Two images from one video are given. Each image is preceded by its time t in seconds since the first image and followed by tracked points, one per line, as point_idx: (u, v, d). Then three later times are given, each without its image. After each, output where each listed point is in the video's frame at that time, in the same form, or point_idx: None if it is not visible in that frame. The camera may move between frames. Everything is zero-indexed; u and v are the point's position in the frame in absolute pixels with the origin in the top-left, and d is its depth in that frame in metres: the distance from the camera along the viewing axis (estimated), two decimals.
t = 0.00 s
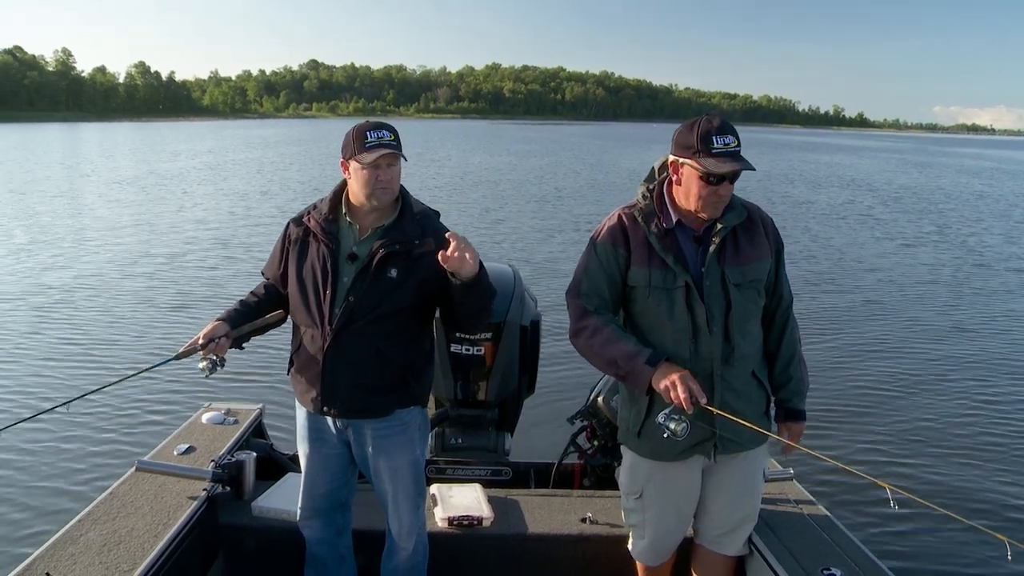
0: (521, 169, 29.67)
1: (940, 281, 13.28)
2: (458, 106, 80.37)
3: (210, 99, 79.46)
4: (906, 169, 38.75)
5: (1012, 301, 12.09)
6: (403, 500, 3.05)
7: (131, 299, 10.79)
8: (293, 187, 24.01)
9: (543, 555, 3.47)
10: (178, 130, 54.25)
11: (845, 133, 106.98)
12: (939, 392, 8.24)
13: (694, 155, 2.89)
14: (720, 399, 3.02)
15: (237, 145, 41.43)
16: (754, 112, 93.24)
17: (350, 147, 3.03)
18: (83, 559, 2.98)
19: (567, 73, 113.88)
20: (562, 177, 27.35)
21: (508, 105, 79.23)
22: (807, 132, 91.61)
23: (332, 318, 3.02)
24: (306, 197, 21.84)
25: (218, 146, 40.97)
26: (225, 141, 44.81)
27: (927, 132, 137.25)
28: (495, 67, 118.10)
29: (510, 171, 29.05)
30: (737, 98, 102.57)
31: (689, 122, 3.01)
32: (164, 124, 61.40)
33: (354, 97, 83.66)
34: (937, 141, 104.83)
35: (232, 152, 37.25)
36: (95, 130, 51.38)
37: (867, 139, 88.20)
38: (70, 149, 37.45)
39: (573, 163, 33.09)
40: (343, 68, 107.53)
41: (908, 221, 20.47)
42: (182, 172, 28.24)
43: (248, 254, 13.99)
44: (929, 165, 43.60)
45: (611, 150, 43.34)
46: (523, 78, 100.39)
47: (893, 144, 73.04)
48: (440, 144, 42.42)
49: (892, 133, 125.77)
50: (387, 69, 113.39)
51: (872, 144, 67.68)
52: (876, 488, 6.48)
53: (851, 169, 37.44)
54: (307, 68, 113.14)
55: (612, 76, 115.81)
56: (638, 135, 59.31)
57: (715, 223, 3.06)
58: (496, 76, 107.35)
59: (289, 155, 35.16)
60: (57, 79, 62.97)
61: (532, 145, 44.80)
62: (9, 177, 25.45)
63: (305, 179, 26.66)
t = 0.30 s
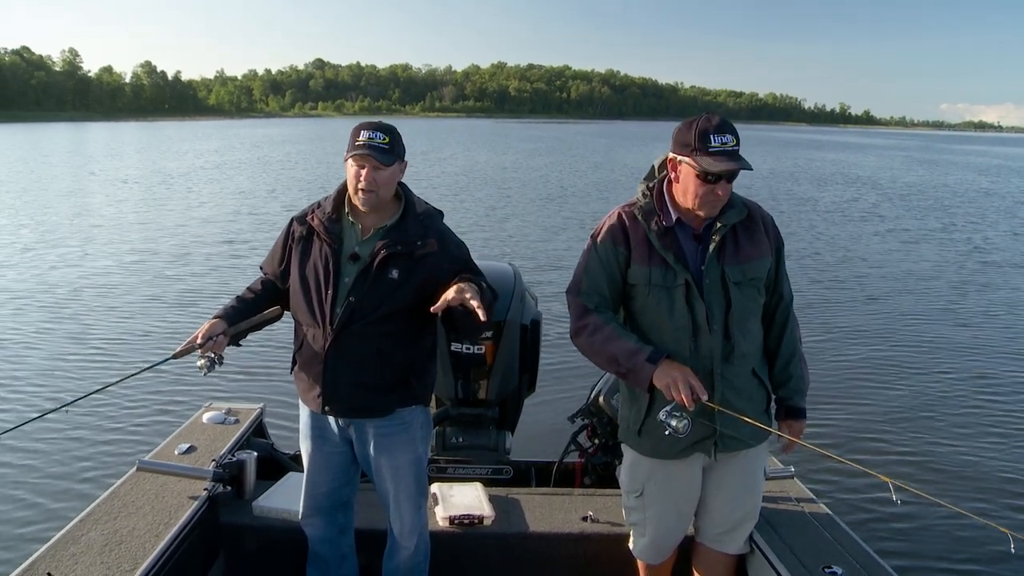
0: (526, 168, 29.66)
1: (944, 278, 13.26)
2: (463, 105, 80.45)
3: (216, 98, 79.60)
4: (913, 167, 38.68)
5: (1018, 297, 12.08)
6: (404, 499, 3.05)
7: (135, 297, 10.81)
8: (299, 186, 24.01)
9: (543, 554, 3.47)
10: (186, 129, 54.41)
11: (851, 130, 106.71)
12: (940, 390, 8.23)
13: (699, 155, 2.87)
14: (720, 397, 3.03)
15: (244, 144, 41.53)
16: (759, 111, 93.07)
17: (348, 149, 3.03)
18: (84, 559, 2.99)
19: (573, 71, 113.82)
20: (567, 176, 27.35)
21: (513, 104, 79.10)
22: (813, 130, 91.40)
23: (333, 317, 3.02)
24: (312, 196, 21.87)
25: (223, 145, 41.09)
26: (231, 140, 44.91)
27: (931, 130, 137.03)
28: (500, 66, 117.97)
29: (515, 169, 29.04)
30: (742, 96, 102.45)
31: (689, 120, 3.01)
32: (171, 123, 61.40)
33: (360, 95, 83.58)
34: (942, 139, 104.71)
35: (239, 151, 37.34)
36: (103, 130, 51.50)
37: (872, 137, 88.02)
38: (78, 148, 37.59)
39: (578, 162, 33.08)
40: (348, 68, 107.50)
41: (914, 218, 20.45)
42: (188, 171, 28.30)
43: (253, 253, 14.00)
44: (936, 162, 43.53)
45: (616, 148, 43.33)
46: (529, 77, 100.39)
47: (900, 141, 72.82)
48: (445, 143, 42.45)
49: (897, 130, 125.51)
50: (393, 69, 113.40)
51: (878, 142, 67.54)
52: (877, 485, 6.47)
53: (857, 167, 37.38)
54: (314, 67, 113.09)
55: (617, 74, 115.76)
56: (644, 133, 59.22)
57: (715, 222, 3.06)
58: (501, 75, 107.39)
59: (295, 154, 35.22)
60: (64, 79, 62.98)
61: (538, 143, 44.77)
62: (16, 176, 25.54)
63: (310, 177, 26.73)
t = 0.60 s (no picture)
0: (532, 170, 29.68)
1: (949, 279, 13.24)
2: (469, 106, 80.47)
3: (223, 100, 79.71)
4: (919, 168, 38.61)
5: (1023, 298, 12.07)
6: (405, 501, 3.05)
7: (139, 298, 10.83)
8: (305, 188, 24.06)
9: (543, 556, 3.47)
10: (194, 132, 54.56)
11: (857, 132, 106.53)
12: (942, 390, 8.22)
13: (685, 155, 2.90)
14: (720, 398, 3.03)
15: (251, 146, 41.61)
16: (766, 112, 92.98)
17: (349, 153, 3.04)
18: (84, 561, 2.99)
19: (578, 72, 113.75)
20: (573, 178, 27.35)
21: (520, 106, 79.04)
22: (820, 131, 91.28)
23: (336, 319, 3.02)
24: (318, 197, 21.91)
25: (231, 147, 41.20)
26: (238, 142, 44.96)
27: (936, 131, 136.84)
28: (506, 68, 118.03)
29: (521, 171, 29.07)
30: (748, 98, 102.36)
31: (688, 122, 3.02)
32: (178, 125, 61.54)
33: (366, 97, 83.67)
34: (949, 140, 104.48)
35: (246, 152, 37.44)
36: (111, 132, 51.53)
37: (879, 138, 87.82)
38: (88, 150, 37.73)
39: (583, 163, 33.10)
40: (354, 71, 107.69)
41: (920, 219, 20.43)
42: (196, 172, 28.38)
43: (258, 254, 14.03)
44: (944, 163, 43.46)
45: (623, 150, 43.34)
46: (535, 78, 100.35)
47: (908, 143, 72.60)
48: (451, 145, 42.48)
49: (903, 132, 125.33)
50: (399, 70, 113.44)
51: (886, 143, 67.35)
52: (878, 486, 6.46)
53: (863, 168, 37.33)
54: (320, 69, 113.17)
55: (622, 76, 115.73)
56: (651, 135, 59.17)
57: (715, 223, 3.06)
58: (507, 76, 107.39)
59: (302, 156, 35.31)
60: (72, 81, 63.14)
61: (544, 145, 44.82)
62: (24, 178, 25.64)
63: (316, 179, 26.78)
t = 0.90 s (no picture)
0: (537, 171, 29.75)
1: (954, 280, 13.21)
2: (475, 109, 80.50)
3: (229, 103, 79.97)
4: (926, 168, 38.58)
5: None
6: (407, 503, 3.05)
7: (143, 301, 10.85)
8: (311, 190, 24.13)
9: (545, 558, 3.47)
10: (201, 136, 54.61)
11: (862, 132, 106.41)
12: (945, 389, 8.23)
13: (674, 155, 2.92)
14: (721, 399, 3.03)
15: (258, 150, 41.68)
16: (771, 113, 92.90)
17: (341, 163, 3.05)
18: (86, 564, 2.99)
19: (584, 74, 113.68)
20: (578, 179, 27.35)
21: (525, 108, 79.04)
22: (826, 132, 91.18)
23: (338, 322, 3.02)
24: (323, 200, 21.92)
25: (238, 150, 41.29)
26: (244, 145, 45.06)
27: (941, 131, 136.70)
28: (512, 70, 118.12)
29: (527, 172, 29.11)
30: (754, 98, 102.26)
31: (681, 123, 3.03)
32: (185, 129, 61.67)
33: (372, 100, 83.79)
34: (955, 140, 104.28)
35: (253, 155, 37.53)
36: (119, 136, 51.68)
37: (886, 138, 87.57)
38: (96, 154, 37.85)
39: (589, 165, 33.13)
40: (360, 74, 107.84)
41: (926, 219, 20.44)
42: (203, 175, 28.40)
43: (264, 256, 14.07)
44: (950, 163, 43.42)
45: (629, 151, 43.28)
46: (540, 80, 100.32)
47: (915, 143, 72.41)
48: (457, 147, 42.51)
49: (908, 132, 125.11)
50: (404, 73, 113.47)
51: (893, 143, 67.19)
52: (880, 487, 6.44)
53: (869, 168, 37.32)
54: (325, 72, 113.25)
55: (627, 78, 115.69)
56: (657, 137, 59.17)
57: (715, 224, 3.06)
58: (512, 78, 107.43)
59: (309, 158, 35.42)
60: (79, 86, 63.39)
61: (550, 147, 44.86)
62: (31, 182, 25.72)
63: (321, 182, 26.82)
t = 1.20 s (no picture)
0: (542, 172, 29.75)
1: (960, 278, 13.18)
2: (480, 109, 80.44)
3: (234, 105, 80.05)
4: (932, 166, 38.51)
5: None
6: (406, 504, 3.05)
7: (147, 302, 10.86)
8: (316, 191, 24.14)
9: (546, 557, 3.47)
10: (209, 137, 54.66)
11: (868, 131, 106.22)
12: (948, 387, 8.22)
13: (670, 154, 2.93)
14: (722, 398, 3.03)
15: (265, 151, 41.74)
16: (777, 112, 92.75)
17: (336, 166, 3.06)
18: (87, 567, 3.00)
19: (590, 73, 113.50)
20: (584, 179, 27.33)
21: (530, 108, 78.91)
22: (832, 131, 90.97)
23: (337, 323, 3.03)
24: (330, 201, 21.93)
25: (245, 152, 41.40)
26: (251, 146, 45.12)
27: (945, 130, 136.48)
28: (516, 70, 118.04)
29: (532, 173, 29.09)
30: (760, 97, 101.98)
31: (678, 121, 3.04)
32: (190, 130, 61.68)
33: (377, 101, 83.76)
34: (962, 138, 103.90)
35: (260, 157, 37.60)
36: (126, 138, 51.70)
37: (893, 136, 87.28)
38: (104, 156, 37.96)
39: (594, 165, 33.12)
40: (364, 75, 107.89)
41: (931, 217, 20.41)
42: (209, 177, 28.48)
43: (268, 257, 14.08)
44: (957, 161, 43.35)
45: (635, 151, 43.25)
46: (545, 81, 100.19)
47: (921, 142, 72.28)
48: (462, 148, 42.52)
49: (914, 130, 124.73)
50: (410, 74, 113.37)
51: (901, 143, 66.86)
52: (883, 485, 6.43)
53: (875, 167, 37.25)
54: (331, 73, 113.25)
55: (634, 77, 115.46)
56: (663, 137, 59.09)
57: (715, 223, 3.06)
58: (518, 79, 107.34)
59: (314, 159, 35.46)
60: (85, 88, 63.48)
61: (555, 147, 44.85)
62: (38, 184, 25.81)
63: (327, 183, 26.84)
